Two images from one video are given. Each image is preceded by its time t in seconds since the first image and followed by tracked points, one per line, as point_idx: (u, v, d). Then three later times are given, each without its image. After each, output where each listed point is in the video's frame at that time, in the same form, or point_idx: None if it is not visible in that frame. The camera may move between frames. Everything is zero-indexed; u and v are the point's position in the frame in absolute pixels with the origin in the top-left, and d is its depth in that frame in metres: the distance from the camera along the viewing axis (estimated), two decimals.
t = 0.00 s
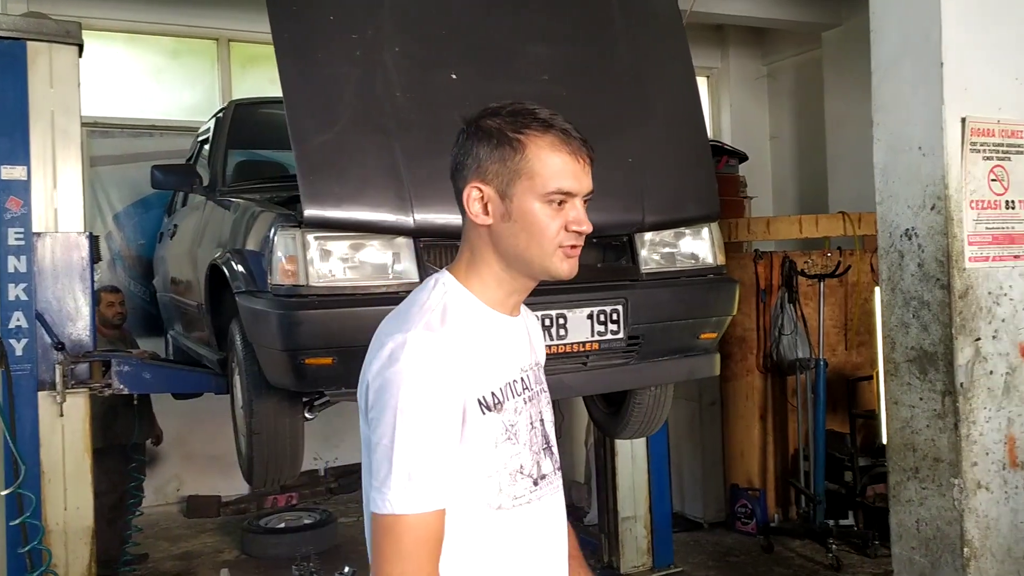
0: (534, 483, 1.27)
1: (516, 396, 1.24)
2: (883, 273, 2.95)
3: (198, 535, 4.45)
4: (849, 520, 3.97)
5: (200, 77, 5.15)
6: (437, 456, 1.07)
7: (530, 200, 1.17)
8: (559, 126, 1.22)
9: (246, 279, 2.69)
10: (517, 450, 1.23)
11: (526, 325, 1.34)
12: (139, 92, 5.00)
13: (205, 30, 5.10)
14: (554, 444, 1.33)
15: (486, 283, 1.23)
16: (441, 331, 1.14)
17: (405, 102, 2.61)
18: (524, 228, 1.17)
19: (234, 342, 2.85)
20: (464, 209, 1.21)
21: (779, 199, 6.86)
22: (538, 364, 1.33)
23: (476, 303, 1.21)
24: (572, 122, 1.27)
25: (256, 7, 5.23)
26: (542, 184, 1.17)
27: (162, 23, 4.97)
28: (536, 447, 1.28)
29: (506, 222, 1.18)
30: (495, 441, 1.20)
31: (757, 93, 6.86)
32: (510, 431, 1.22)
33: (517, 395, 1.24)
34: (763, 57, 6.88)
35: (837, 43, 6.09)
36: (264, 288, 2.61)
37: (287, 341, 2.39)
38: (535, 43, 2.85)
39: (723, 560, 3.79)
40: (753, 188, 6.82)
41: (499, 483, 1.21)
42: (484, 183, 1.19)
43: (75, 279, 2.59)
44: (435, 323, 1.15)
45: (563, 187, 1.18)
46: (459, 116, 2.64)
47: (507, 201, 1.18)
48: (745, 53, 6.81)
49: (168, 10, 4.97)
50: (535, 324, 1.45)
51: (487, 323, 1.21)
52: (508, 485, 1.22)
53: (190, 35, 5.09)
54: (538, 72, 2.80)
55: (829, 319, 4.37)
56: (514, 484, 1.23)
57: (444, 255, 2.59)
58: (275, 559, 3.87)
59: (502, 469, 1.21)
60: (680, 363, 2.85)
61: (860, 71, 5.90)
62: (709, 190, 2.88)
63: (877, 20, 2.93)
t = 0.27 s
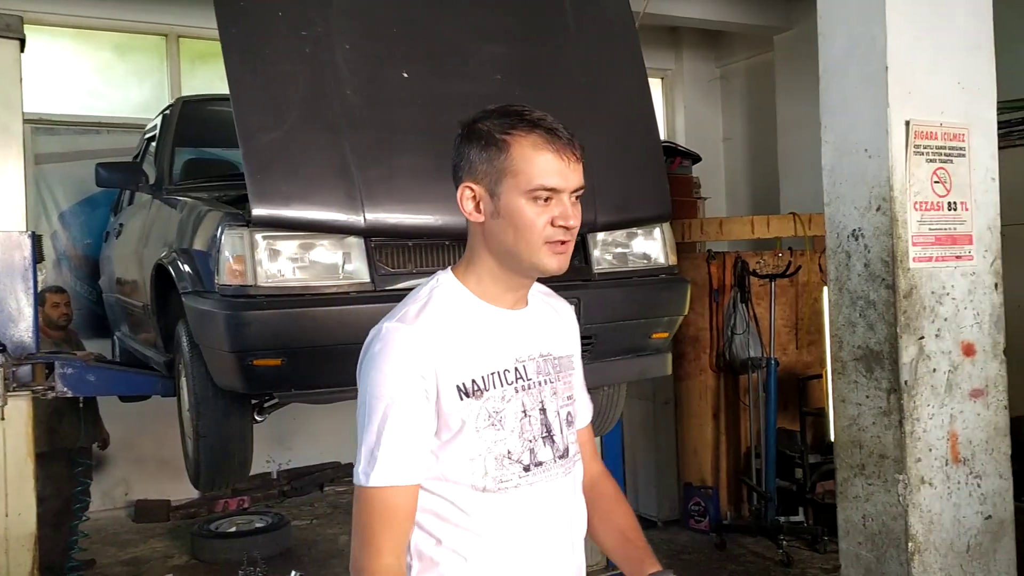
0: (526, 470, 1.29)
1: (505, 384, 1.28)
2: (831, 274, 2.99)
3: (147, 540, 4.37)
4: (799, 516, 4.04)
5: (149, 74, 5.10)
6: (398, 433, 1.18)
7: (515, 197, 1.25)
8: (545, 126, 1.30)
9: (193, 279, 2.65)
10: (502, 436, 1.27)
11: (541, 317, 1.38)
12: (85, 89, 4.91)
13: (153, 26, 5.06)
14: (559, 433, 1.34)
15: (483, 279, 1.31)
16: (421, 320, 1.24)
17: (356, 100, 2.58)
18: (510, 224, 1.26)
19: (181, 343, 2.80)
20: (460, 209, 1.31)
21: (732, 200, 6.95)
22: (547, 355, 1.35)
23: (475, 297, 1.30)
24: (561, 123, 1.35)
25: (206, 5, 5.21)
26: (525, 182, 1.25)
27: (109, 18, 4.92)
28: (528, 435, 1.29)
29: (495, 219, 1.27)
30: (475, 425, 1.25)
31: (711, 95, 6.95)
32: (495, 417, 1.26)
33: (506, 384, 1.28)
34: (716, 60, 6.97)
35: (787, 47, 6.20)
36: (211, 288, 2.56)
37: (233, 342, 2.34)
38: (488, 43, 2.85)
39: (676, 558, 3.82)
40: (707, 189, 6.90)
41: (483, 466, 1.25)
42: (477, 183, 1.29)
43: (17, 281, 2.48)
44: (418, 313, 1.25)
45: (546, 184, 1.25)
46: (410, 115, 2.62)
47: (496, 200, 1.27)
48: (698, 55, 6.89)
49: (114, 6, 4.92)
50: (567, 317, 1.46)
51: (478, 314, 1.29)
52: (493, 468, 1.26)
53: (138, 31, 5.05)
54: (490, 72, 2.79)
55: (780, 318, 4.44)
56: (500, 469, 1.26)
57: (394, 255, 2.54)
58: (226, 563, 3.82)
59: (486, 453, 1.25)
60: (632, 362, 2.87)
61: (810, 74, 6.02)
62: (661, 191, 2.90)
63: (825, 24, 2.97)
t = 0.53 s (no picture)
0: (514, 460, 1.30)
1: (497, 374, 1.30)
2: (796, 274, 3.03)
3: (112, 542, 4.32)
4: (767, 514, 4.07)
5: (114, 72, 5.05)
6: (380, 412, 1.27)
7: (492, 200, 1.29)
8: (525, 126, 1.31)
9: (157, 279, 2.61)
10: (488, 425, 1.29)
11: (556, 312, 1.38)
12: (48, 87, 4.84)
13: (118, 23, 5.03)
14: (558, 428, 1.33)
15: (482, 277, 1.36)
16: (420, 308, 1.31)
17: (322, 99, 2.56)
18: (490, 226, 1.30)
19: (145, 344, 2.77)
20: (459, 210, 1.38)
21: (701, 200, 7.00)
22: (554, 350, 1.35)
23: (478, 291, 1.35)
24: (547, 120, 1.34)
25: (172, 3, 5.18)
26: (501, 186, 1.28)
27: (71, 15, 4.88)
28: (519, 427, 1.30)
29: (480, 221, 1.32)
30: (460, 412, 1.28)
31: (680, 96, 7.00)
32: (482, 406, 1.29)
33: (500, 375, 1.30)
34: (685, 61, 7.01)
35: (754, 49, 6.27)
36: (176, 289, 2.52)
37: (197, 342, 2.30)
38: (455, 42, 2.85)
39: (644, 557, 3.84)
40: (676, 189, 6.94)
41: (468, 452, 1.29)
42: (467, 189, 1.34)
43: None
44: (423, 300, 1.33)
45: (519, 187, 1.27)
46: (376, 114, 2.61)
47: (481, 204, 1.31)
48: (667, 56, 6.93)
49: (77, 3, 4.89)
50: (598, 315, 1.44)
51: (479, 306, 1.33)
52: (478, 455, 1.29)
53: (103, 28, 5.01)
54: (458, 72, 2.79)
55: (748, 318, 4.48)
56: (485, 456, 1.29)
57: (361, 255, 2.52)
58: (192, 565, 3.78)
59: (470, 441, 1.28)
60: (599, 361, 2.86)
61: (777, 76, 6.10)
62: (629, 191, 2.92)
63: (789, 26, 3.00)
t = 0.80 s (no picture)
0: (503, 461, 1.25)
1: (488, 373, 1.25)
2: (779, 274, 3.04)
3: (93, 544, 4.29)
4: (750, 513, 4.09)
5: (95, 70, 5.02)
6: (375, 410, 1.27)
7: (478, 198, 1.26)
8: (515, 124, 1.27)
9: (139, 279, 2.59)
10: (477, 425, 1.24)
11: (557, 310, 1.32)
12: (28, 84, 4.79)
13: (99, 20, 4.99)
14: (552, 430, 1.27)
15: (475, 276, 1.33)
16: (416, 306, 1.29)
17: (306, 98, 2.56)
18: (476, 224, 1.26)
19: (126, 345, 2.75)
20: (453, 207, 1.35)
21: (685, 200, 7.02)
22: (551, 349, 1.29)
23: (475, 289, 1.31)
24: (545, 118, 1.29)
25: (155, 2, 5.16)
26: (485, 183, 1.25)
27: (52, 12, 4.85)
28: (508, 428, 1.25)
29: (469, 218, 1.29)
30: (449, 411, 1.24)
31: (664, 96, 7.02)
32: (471, 406, 1.24)
33: (490, 374, 1.25)
34: (669, 61, 7.03)
35: (738, 50, 6.30)
36: (158, 288, 2.50)
37: (179, 342, 2.28)
38: (439, 42, 2.84)
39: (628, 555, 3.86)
40: (660, 189, 6.96)
41: (457, 452, 1.25)
42: (460, 187, 1.31)
43: None
44: (420, 298, 1.30)
45: (504, 185, 1.23)
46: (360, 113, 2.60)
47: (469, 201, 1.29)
48: (651, 56, 6.94)
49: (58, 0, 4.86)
50: (605, 313, 1.37)
51: (475, 305, 1.30)
52: (467, 455, 1.25)
53: (83, 26, 4.98)
54: (442, 71, 2.79)
55: (732, 318, 4.50)
56: (474, 457, 1.24)
57: (346, 254, 2.52)
58: (175, 566, 3.76)
59: (458, 441, 1.24)
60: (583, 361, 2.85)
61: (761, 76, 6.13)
62: (612, 191, 2.92)
63: (772, 27, 3.02)
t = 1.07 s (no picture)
0: (491, 474, 1.22)
1: (472, 383, 1.21)
2: (771, 274, 3.06)
3: (85, 545, 4.28)
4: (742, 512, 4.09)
5: (86, 69, 5.01)
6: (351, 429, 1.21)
7: (453, 200, 1.22)
8: (493, 122, 1.23)
9: (131, 278, 2.58)
10: (462, 437, 1.21)
11: (539, 314, 1.30)
12: (19, 82, 4.77)
13: (91, 20, 4.98)
14: (540, 438, 1.25)
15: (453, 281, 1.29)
16: (391, 316, 1.23)
17: (299, 97, 2.55)
18: (452, 226, 1.23)
19: (118, 345, 2.74)
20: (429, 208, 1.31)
21: (677, 201, 7.04)
22: (535, 355, 1.26)
23: (452, 295, 1.27)
24: (523, 115, 1.25)
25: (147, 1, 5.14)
26: (461, 185, 1.21)
27: (44, 11, 4.83)
28: (495, 438, 1.22)
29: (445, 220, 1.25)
30: (433, 424, 1.20)
31: (656, 96, 7.03)
32: (456, 417, 1.20)
33: (474, 384, 1.21)
34: (662, 61, 7.05)
35: (731, 50, 6.32)
36: (150, 288, 2.48)
37: (172, 341, 2.27)
38: (432, 41, 2.84)
39: (621, 555, 3.87)
40: (652, 189, 6.98)
41: (442, 466, 1.21)
42: (436, 188, 1.28)
43: None
44: (396, 307, 1.25)
45: (479, 187, 1.20)
46: (353, 113, 2.60)
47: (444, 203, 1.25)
48: (643, 57, 6.95)
49: None
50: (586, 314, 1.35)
51: (453, 314, 1.25)
52: (453, 469, 1.21)
53: (75, 25, 4.96)
54: (435, 71, 2.79)
55: (724, 317, 4.52)
56: (460, 470, 1.21)
57: (339, 254, 2.51)
58: (166, 567, 3.75)
59: (444, 454, 1.20)
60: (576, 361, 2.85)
61: (752, 77, 6.16)
62: (605, 191, 2.93)
63: (765, 28, 3.03)
